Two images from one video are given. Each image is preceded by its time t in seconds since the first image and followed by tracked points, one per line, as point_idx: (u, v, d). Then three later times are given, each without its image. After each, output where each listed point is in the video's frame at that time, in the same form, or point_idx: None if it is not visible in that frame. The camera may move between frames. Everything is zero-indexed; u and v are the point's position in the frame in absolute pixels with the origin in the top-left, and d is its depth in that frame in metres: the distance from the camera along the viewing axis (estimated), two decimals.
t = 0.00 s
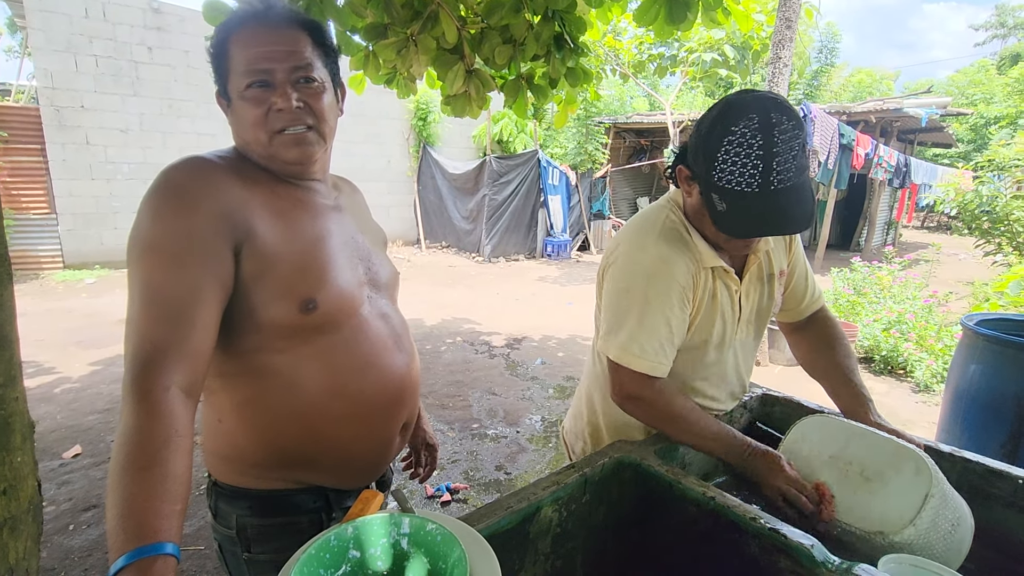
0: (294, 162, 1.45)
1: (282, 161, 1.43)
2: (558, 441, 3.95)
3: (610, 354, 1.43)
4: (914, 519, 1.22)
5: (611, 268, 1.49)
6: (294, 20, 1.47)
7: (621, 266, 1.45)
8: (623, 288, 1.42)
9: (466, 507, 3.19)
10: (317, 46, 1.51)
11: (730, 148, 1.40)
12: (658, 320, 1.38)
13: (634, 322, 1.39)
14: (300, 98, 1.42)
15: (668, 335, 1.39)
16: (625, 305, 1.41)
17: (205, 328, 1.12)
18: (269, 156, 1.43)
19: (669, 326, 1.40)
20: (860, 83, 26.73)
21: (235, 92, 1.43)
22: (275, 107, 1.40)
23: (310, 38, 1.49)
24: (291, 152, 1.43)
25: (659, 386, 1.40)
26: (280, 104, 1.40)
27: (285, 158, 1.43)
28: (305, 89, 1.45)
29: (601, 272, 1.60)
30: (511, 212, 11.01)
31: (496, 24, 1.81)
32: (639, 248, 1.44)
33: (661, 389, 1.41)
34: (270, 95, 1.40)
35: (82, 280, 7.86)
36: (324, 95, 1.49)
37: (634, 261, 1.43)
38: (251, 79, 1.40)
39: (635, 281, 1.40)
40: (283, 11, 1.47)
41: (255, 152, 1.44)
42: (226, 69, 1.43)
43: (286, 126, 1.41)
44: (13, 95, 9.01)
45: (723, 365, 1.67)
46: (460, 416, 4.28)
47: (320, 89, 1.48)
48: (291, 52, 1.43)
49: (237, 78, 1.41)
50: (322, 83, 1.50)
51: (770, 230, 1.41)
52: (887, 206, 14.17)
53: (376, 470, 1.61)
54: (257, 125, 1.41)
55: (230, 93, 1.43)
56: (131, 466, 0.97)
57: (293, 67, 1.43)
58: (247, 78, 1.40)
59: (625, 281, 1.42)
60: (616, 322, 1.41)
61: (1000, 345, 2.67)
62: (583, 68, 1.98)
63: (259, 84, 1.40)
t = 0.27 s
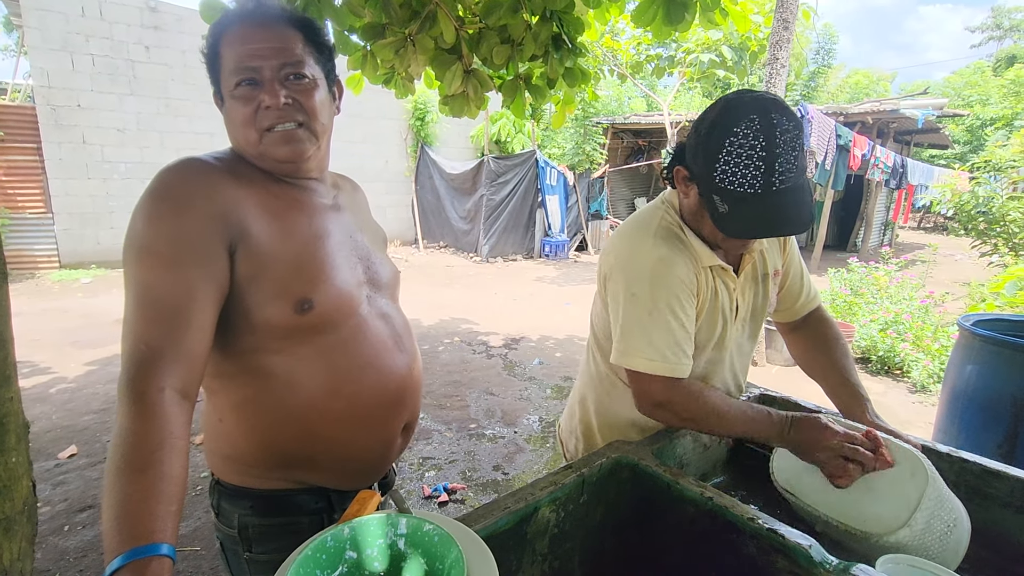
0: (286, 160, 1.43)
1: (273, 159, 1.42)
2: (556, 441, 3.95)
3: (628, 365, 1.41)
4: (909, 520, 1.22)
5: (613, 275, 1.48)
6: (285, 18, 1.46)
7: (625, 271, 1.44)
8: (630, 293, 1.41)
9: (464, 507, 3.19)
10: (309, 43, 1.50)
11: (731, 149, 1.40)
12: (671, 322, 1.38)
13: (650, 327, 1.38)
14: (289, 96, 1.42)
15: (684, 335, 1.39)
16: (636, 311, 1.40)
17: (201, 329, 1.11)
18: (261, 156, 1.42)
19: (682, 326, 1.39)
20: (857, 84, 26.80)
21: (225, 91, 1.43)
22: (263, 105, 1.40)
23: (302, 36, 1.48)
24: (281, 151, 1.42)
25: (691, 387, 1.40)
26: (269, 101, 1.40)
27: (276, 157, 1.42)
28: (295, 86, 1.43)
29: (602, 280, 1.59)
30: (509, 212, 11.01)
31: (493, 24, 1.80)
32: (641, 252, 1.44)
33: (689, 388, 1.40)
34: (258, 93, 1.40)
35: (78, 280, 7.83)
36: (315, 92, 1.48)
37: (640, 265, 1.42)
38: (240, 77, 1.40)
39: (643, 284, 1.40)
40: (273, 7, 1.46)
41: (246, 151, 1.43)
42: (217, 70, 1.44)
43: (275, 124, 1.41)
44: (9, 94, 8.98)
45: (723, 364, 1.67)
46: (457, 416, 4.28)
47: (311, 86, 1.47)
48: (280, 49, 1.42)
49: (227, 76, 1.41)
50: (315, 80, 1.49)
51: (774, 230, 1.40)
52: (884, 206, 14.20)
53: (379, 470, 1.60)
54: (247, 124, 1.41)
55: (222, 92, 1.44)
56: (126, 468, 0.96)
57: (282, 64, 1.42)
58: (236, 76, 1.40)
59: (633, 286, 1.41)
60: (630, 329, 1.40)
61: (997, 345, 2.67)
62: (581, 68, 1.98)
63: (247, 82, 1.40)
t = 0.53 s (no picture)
0: (286, 159, 1.43)
1: (274, 157, 1.42)
2: (555, 441, 3.95)
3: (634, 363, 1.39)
4: (905, 523, 1.22)
5: (613, 272, 1.48)
6: (286, 17, 1.46)
7: (625, 269, 1.44)
8: (631, 292, 1.41)
9: (463, 507, 3.19)
10: (311, 42, 1.50)
11: (737, 146, 1.41)
12: (674, 319, 1.37)
13: (653, 323, 1.37)
14: (290, 94, 1.42)
15: (690, 333, 1.39)
16: (638, 309, 1.39)
17: (201, 329, 1.11)
18: (263, 154, 1.42)
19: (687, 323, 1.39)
20: (856, 84, 26.81)
21: (226, 90, 1.43)
22: (265, 103, 1.40)
23: (304, 34, 1.48)
24: (282, 148, 1.42)
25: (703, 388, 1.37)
26: (270, 99, 1.40)
27: (276, 155, 1.42)
28: (296, 84, 1.43)
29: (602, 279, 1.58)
30: (508, 212, 11.01)
31: (493, 24, 1.80)
32: (639, 248, 1.44)
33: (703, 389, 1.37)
34: (259, 91, 1.39)
35: (76, 279, 7.82)
36: (317, 90, 1.48)
37: (641, 263, 1.42)
38: (241, 76, 1.40)
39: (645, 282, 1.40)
40: (274, 6, 1.46)
41: (247, 150, 1.43)
42: (219, 69, 1.44)
43: (275, 122, 1.41)
44: (8, 93, 8.97)
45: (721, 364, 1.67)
46: (456, 416, 4.28)
47: (312, 84, 1.47)
48: (281, 47, 1.42)
49: (228, 75, 1.41)
50: (316, 79, 1.48)
51: (781, 225, 1.39)
52: (883, 207, 14.21)
53: (380, 469, 1.60)
54: (248, 122, 1.41)
55: (224, 91, 1.44)
56: (125, 467, 0.96)
57: (283, 62, 1.42)
58: (237, 74, 1.40)
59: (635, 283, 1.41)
60: (635, 328, 1.38)
61: (995, 344, 2.68)
62: (581, 68, 1.97)
63: (248, 80, 1.40)
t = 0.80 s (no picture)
0: (283, 157, 1.43)
1: (270, 156, 1.42)
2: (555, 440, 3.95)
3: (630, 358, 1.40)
4: (905, 521, 1.22)
5: (613, 265, 1.48)
6: (285, 17, 1.46)
7: (626, 262, 1.44)
8: (630, 284, 1.42)
9: (463, 506, 3.19)
10: (309, 42, 1.50)
11: (743, 144, 1.41)
12: (670, 314, 1.38)
13: (651, 317, 1.38)
14: (287, 93, 1.41)
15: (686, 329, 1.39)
16: (635, 302, 1.40)
17: (202, 327, 1.11)
18: (259, 153, 1.43)
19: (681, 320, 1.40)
20: (856, 84, 26.81)
21: (223, 87, 1.43)
22: (261, 100, 1.39)
23: (302, 33, 1.48)
24: (277, 146, 1.42)
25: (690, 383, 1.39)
26: (267, 97, 1.39)
27: (272, 152, 1.42)
28: (292, 83, 1.43)
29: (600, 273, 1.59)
30: (508, 212, 11.01)
31: (494, 23, 1.80)
32: (640, 245, 1.44)
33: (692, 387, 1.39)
34: (257, 88, 1.39)
35: (76, 278, 7.82)
36: (313, 89, 1.47)
37: (641, 256, 1.43)
38: (238, 73, 1.40)
39: (643, 275, 1.41)
40: (273, 5, 1.46)
41: (244, 147, 1.43)
42: (217, 67, 1.44)
43: (272, 120, 1.41)
44: (8, 91, 8.97)
45: (723, 361, 1.67)
46: (456, 415, 4.28)
47: (309, 84, 1.46)
48: (279, 46, 1.42)
49: (226, 72, 1.41)
50: (313, 78, 1.48)
51: (787, 222, 1.39)
52: (883, 207, 14.22)
53: (380, 466, 1.60)
54: (245, 119, 1.41)
55: (220, 88, 1.44)
56: (126, 465, 0.96)
57: (280, 61, 1.42)
58: (234, 71, 1.40)
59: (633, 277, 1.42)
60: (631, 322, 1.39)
61: (995, 344, 2.68)
62: (581, 68, 1.97)
63: (245, 77, 1.40)
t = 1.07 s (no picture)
0: (276, 157, 1.43)
1: (263, 155, 1.42)
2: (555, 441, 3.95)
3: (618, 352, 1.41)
4: (902, 522, 1.22)
5: (610, 262, 1.49)
6: (283, 19, 1.46)
7: (622, 258, 1.45)
8: (627, 281, 1.42)
9: (463, 506, 3.19)
10: (307, 45, 1.50)
11: (742, 141, 1.41)
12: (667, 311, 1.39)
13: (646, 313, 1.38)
14: (282, 95, 1.41)
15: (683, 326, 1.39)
16: (630, 298, 1.41)
17: (202, 327, 1.11)
18: (253, 153, 1.43)
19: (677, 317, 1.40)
20: (857, 86, 26.81)
21: (220, 86, 1.43)
22: (257, 101, 1.39)
23: (300, 36, 1.48)
24: (271, 146, 1.42)
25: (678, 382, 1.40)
26: (262, 97, 1.39)
27: (266, 153, 1.42)
28: (288, 85, 1.43)
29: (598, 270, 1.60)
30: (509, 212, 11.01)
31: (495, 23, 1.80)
32: (638, 244, 1.45)
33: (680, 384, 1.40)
34: (252, 89, 1.40)
35: (78, 277, 7.83)
36: (308, 92, 1.47)
37: (636, 253, 1.44)
38: (234, 73, 1.40)
39: (639, 271, 1.41)
40: (271, 8, 1.47)
41: (239, 146, 1.44)
42: (214, 66, 1.44)
43: (266, 121, 1.41)
44: (10, 91, 8.99)
45: (723, 360, 1.67)
46: (456, 415, 4.28)
47: (304, 86, 1.46)
48: (276, 48, 1.42)
49: (222, 72, 1.41)
50: (309, 81, 1.48)
51: (786, 218, 1.40)
52: (885, 208, 14.20)
53: (379, 463, 1.60)
54: (240, 119, 1.41)
55: (217, 87, 1.44)
56: (129, 465, 0.96)
57: (277, 63, 1.42)
58: (231, 71, 1.40)
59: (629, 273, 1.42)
60: (625, 316, 1.40)
61: (997, 346, 2.68)
62: (582, 69, 1.98)
63: (241, 78, 1.40)
